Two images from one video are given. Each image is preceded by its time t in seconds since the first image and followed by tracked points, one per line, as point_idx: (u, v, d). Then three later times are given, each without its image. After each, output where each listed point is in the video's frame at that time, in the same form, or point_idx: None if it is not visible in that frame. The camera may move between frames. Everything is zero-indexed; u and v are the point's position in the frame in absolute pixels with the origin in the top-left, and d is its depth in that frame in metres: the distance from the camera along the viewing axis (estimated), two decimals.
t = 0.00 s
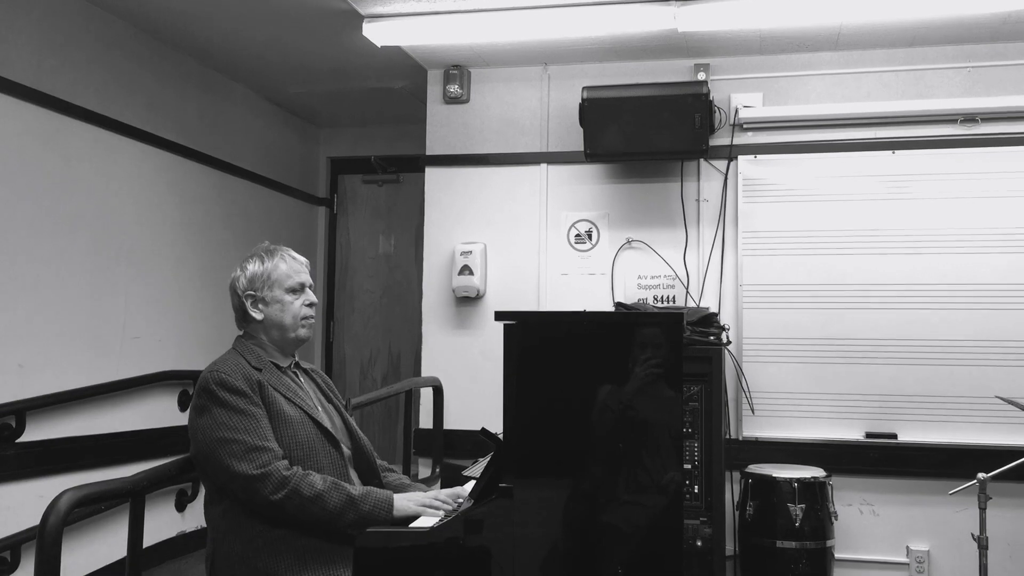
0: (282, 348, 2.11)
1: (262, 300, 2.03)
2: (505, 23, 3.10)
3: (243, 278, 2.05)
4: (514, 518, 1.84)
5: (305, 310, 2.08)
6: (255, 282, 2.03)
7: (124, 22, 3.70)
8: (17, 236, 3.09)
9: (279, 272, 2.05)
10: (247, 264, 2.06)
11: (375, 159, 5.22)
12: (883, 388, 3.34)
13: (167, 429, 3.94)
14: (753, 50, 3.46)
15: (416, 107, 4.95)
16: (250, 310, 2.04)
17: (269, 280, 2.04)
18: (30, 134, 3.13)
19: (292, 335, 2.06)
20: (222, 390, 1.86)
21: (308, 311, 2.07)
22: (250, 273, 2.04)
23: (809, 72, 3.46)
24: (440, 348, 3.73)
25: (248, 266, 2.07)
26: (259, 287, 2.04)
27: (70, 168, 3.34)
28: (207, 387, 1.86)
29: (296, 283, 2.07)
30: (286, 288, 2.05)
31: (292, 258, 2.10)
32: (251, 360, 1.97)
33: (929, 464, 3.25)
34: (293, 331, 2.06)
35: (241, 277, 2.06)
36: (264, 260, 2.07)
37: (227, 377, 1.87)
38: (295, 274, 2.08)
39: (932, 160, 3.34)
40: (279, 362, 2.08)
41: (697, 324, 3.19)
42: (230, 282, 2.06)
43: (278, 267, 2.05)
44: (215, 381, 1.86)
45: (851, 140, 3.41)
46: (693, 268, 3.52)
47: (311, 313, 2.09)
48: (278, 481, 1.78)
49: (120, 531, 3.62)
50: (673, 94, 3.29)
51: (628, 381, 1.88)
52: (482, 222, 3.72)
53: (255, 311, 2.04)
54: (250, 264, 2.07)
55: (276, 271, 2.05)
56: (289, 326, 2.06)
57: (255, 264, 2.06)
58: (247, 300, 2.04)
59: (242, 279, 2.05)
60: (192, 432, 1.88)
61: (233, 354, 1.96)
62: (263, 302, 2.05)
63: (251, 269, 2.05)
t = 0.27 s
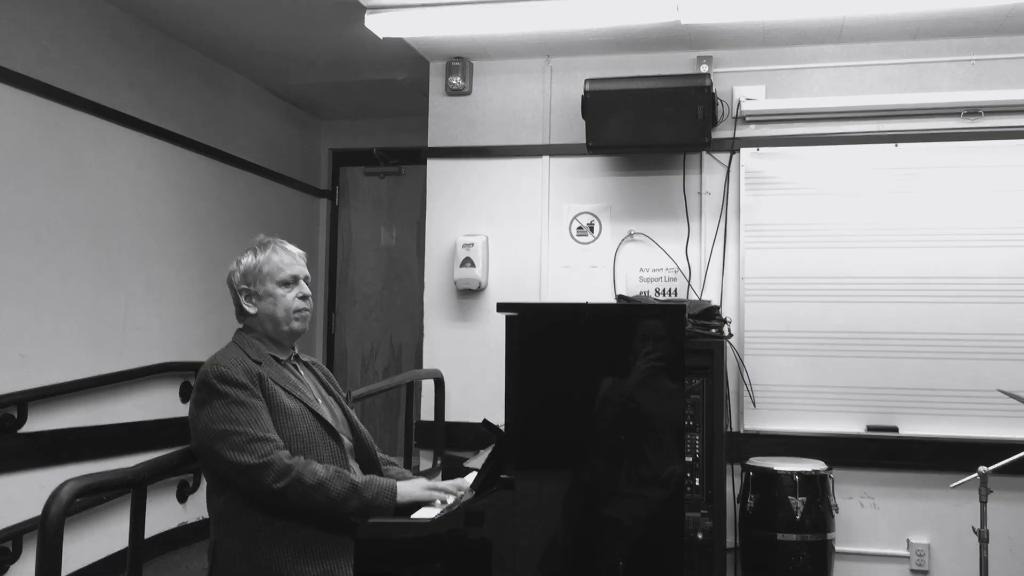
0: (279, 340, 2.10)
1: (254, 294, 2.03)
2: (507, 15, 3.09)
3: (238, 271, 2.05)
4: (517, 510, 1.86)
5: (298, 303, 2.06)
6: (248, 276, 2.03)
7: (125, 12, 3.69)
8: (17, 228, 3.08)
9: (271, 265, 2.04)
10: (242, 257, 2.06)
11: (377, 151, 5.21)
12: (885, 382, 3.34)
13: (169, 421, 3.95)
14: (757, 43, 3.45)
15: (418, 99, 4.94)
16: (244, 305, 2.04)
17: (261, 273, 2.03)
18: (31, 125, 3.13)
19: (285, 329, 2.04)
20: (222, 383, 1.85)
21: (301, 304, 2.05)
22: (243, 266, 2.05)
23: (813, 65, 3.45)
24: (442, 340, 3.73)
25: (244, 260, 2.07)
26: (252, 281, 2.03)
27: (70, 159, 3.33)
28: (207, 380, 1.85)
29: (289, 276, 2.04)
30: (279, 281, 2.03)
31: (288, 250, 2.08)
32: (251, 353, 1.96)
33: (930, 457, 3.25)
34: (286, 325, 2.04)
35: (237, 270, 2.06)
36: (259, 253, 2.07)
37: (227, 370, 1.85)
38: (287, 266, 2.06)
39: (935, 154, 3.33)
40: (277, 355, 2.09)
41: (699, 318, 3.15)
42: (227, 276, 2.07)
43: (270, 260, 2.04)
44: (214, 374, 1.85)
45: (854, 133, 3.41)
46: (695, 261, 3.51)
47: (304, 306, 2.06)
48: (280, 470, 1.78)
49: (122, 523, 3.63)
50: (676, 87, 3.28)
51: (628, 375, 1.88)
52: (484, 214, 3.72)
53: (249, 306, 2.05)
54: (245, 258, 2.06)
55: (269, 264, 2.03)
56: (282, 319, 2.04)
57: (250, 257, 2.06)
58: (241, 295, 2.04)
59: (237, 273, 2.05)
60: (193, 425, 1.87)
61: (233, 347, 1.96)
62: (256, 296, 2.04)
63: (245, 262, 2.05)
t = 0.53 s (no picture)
0: (282, 330, 2.10)
1: (255, 284, 2.03)
2: (511, 4, 3.08)
3: (240, 262, 2.05)
4: (521, 498, 1.81)
5: (298, 293, 2.05)
6: (249, 266, 2.02)
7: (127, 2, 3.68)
8: (20, 217, 3.08)
9: (271, 255, 2.03)
10: (244, 247, 2.06)
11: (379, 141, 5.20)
12: (888, 373, 3.33)
13: (171, 410, 3.96)
14: (761, 32, 3.44)
15: (421, 88, 4.92)
16: (245, 295, 2.04)
17: (262, 264, 2.02)
18: (34, 114, 3.13)
19: (286, 318, 2.03)
20: (226, 373, 1.85)
21: (301, 293, 2.04)
22: (244, 257, 2.05)
23: (817, 55, 3.44)
24: (445, 330, 3.73)
25: (245, 250, 2.07)
26: (253, 271, 2.03)
27: (73, 149, 3.32)
28: (210, 370, 1.84)
29: (289, 266, 2.03)
30: (279, 271, 2.03)
31: (288, 240, 2.08)
32: (255, 344, 1.97)
33: (933, 448, 3.25)
34: (287, 314, 2.03)
35: (240, 261, 2.06)
36: (260, 243, 2.06)
37: (231, 360, 1.85)
38: (287, 257, 2.04)
39: (939, 144, 3.32)
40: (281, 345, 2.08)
41: (702, 307, 3.14)
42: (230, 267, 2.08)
43: (270, 250, 2.03)
44: (219, 364, 1.85)
45: (858, 123, 3.40)
46: (698, 251, 3.51)
47: (305, 296, 2.05)
48: (283, 457, 1.77)
49: (126, 512, 3.64)
50: (680, 76, 3.27)
51: (631, 365, 1.81)
52: (487, 204, 3.71)
53: (250, 296, 2.04)
54: (247, 248, 2.06)
55: (269, 254, 2.03)
56: (283, 308, 2.03)
57: (251, 248, 2.05)
58: (243, 285, 2.04)
59: (239, 263, 2.05)
60: (197, 414, 1.86)
61: (237, 338, 1.96)
62: (257, 286, 2.04)
63: (247, 253, 2.05)
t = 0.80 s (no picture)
0: (285, 322, 2.10)
1: (259, 276, 2.03)
2: None
3: (244, 253, 2.04)
4: (521, 490, 1.80)
5: (301, 285, 2.04)
6: (253, 258, 2.02)
7: None
8: (22, 208, 3.08)
9: (276, 246, 2.02)
10: (249, 239, 2.05)
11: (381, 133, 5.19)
12: (891, 365, 3.33)
13: (174, 402, 3.97)
14: (764, 24, 3.43)
15: (423, 80, 4.91)
16: (249, 286, 2.04)
17: (266, 255, 2.02)
18: (36, 105, 3.12)
19: (289, 310, 2.03)
20: (226, 365, 1.85)
21: (305, 286, 2.03)
22: (249, 248, 2.03)
23: (821, 46, 3.43)
24: (447, 322, 3.73)
25: (250, 241, 2.06)
26: (257, 263, 2.03)
27: (75, 141, 3.32)
28: (210, 362, 1.84)
29: (293, 257, 2.03)
30: (283, 263, 2.02)
31: (293, 232, 2.07)
32: (257, 335, 1.96)
33: (935, 440, 3.25)
34: (290, 306, 2.03)
35: (244, 252, 2.06)
36: (265, 235, 2.05)
37: (232, 352, 1.85)
38: (291, 249, 2.04)
39: (943, 136, 3.31)
40: (284, 337, 2.09)
41: (704, 300, 3.16)
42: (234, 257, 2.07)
43: (275, 241, 2.03)
44: (220, 356, 1.85)
45: (861, 114, 3.39)
46: (701, 243, 3.51)
47: (308, 288, 2.05)
48: (275, 455, 1.74)
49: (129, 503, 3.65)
50: (683, 68, 3.26)
51: (634, 358, 1.82)
52: (490, 195, 3.71)
53: (254, 287, 2.05)
54: (252, 239, 2.06)
55: (274, 245, 2.02)
56: (286, 301, 2.03)
57: (255, 239, 2.04)
58: (247, 277, 2.04)
59: (243, 255, 2.04)
60: (197, 405, 1.86)
61: (240, 329, 1.96)
62: (261, 278, 2.04)
63: (251, 244, 2.04)
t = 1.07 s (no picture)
0: (285, 317, 2.09)
1: (258, 270, 2.03)
2: None
3: (244, 248, 2.06)
4: (522, 485, 1.80)
5: (300, 280, 2.04)
6: (252, 253, 2.03)
7: None
8: (23, 203, 3.08)
9: (274, 241, 2.03)
10: (248, 234, 2.06)
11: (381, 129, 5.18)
12: (891, 360, 3.33)
13: (175, 396, 3.97)
14: (765, 19, 3.42)
15: (423, 75, 4.90)
16: (249, 281, 2.04)
17: (264, 250, 2.03)
18: (36, 100, 3.12)
19: (288, 305, 2.02)
20: (228, 359, 1.85)
21: (304, 281, 2.03)
22: (250, 243, 2.05)
23: (822, 41, 3.42)
24: (448, 317, 3.73)
25: (251, 237, 2.08)
26: (256, 258, 2.03)
27: (75, 136, 3.32)
28: (211, 356, 1.84)
29: (292, 252, 2.03)
30: (282, 257, 2.02)
31: (292, 227, 2.07)
32: (258, 330, 1.96)
33: (936, 435, 3.25)
34: (289, 301, 2.02)
35: (245, 248, 2.07)
36: (265, 230, 2.06)
37: (233, 346, 1.85)
38: (290, 244, 2.04)
39: (944, 131, 3.31)
40: (284, 331, 2.08)
41: (705, 295, 3.14)
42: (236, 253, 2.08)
43: (274, 236, 2.03)
44: (220, 350, 1.85)
45: (862, 109, 3.38)
46: (702, 239, 3.50)
47: (307, 283, 2.04)
48: (278, 446, 1.76)
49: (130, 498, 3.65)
50: (684, 63, 3.26)
51: (633, 352, 1.80)
52: (491, 190, 3.71)
53: (254, 282, 2.05)
54: (252, 234, 2.06)
55: (273, 240, 2.03)
56: (285, 295, 2.03)
57: (256, 234, 2.06)
58: (246, 271, 2.05)
59: (244, 250, 2.06)
60: (198, 399, 1.87)
61: (240, 323, 1.96)
62: (260, 273, 2.04)
63: (251, 239, 2.05)
